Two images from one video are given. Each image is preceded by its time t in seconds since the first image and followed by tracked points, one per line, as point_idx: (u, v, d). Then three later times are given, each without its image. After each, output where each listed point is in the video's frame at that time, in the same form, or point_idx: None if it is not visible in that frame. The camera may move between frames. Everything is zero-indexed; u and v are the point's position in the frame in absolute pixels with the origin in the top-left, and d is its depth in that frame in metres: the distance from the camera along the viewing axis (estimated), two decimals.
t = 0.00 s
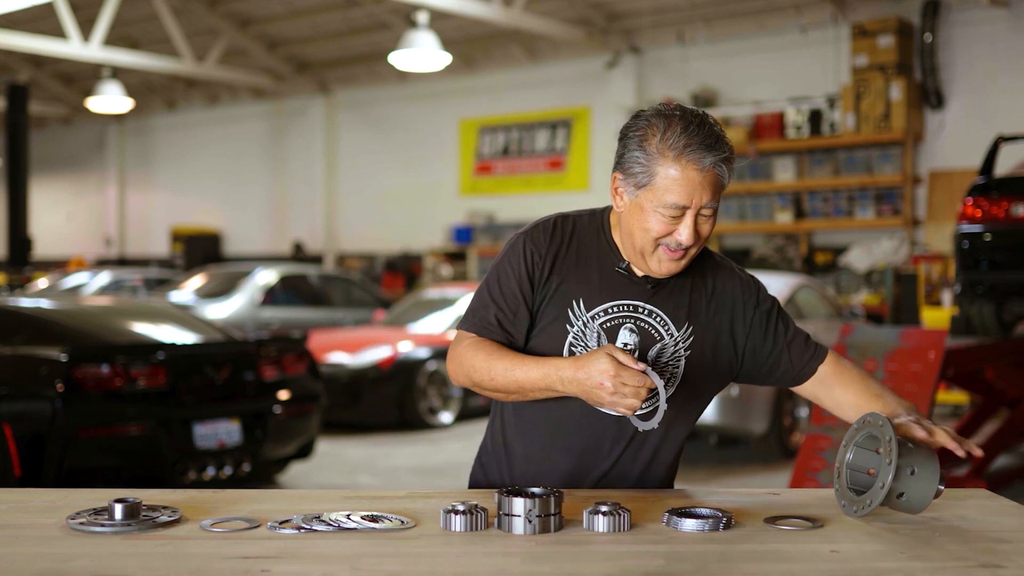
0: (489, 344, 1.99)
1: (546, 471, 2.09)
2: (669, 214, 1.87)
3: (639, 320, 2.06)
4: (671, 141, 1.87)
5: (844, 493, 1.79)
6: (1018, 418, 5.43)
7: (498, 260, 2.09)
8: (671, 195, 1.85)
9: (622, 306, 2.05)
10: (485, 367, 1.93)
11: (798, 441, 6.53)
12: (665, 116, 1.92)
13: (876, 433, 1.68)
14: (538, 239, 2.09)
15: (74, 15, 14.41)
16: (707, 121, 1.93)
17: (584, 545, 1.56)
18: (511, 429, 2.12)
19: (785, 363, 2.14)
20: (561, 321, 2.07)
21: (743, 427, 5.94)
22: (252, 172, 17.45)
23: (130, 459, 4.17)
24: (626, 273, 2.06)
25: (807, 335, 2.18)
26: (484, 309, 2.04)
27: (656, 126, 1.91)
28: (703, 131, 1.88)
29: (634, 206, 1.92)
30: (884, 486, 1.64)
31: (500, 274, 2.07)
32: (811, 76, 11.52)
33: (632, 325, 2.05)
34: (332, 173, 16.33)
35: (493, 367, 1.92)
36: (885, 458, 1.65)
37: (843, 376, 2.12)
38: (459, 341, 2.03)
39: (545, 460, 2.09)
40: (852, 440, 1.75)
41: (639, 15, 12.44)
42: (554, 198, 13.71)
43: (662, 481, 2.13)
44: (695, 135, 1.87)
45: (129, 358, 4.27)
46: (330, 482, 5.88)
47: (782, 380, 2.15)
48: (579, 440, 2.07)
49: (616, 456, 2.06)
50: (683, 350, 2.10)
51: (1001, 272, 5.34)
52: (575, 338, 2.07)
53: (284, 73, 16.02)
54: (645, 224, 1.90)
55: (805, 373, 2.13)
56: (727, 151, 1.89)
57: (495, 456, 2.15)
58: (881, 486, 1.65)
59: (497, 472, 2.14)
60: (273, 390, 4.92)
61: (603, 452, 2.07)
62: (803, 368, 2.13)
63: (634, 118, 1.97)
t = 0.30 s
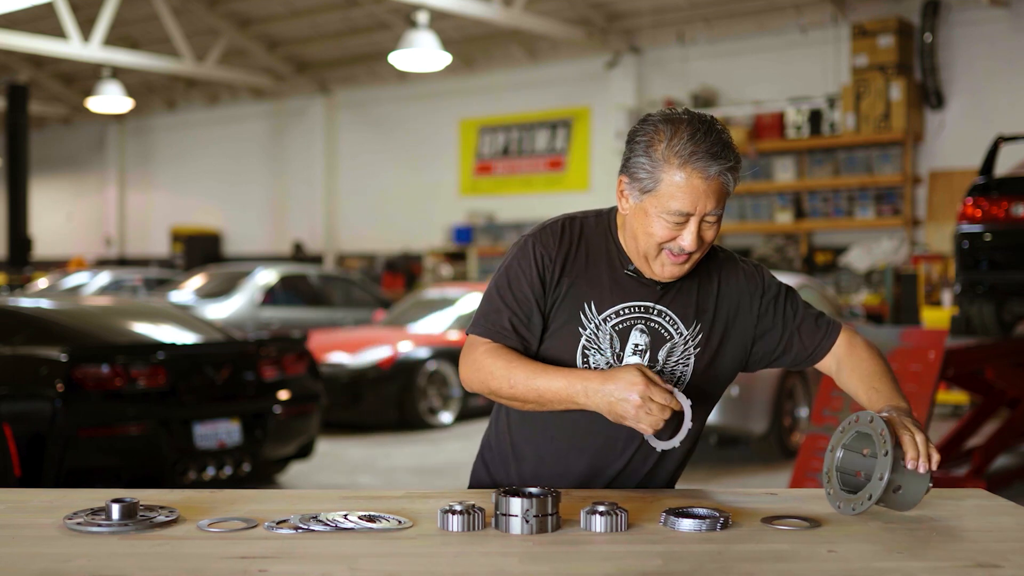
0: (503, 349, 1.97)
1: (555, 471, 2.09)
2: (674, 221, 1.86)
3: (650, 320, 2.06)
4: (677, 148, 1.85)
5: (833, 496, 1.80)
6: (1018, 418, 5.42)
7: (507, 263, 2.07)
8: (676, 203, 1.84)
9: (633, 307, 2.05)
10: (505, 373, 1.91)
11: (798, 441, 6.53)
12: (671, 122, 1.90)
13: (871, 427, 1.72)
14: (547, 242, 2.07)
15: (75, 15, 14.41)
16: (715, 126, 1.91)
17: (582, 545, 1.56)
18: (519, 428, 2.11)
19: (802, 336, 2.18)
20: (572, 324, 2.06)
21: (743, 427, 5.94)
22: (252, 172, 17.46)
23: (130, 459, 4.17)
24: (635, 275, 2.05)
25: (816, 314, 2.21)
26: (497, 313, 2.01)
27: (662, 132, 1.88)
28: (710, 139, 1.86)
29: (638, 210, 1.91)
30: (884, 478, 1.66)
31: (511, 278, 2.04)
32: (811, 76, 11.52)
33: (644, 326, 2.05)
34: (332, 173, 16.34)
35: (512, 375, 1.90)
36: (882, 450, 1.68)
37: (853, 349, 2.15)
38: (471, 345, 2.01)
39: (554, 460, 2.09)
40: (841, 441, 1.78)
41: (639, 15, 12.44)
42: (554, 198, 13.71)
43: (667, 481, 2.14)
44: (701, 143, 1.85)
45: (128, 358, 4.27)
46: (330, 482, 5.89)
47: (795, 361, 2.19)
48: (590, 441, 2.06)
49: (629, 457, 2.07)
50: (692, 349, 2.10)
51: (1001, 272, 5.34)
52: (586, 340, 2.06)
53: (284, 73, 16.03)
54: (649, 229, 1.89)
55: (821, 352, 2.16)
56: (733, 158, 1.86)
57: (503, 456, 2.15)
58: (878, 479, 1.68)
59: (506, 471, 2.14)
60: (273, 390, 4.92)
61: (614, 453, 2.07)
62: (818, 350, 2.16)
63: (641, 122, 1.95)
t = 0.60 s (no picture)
0: (503, 360, 1.97)
1: (557, 472, 2.10)
2: (645, 217, 1.85)
3: (641, 316, 2.06)
4: (648, 144, 1.85)
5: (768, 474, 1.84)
6: (1018, 418, 5.42)
7: (495, 271, 2.05)
8: (646, 198, 1.84)
9: (624, 304, 2.05)
10: (508, 386, 1.91)
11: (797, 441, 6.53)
12: (645, 119, 1.91)
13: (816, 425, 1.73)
14: (533, 246, 2.06)
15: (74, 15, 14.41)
16: (688, 124, 1.91)
17: (583, 545, 1.55)
18: (518, 430, 2.11)
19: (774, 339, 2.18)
20: (564, 326, 2.06)
21: (743, 427, 5.95)
22: (252, 172, 17.45)
23: (131, 459, 4.17)
24: (621, 274, 2.05)
25: (798, 308, 2.21)
26: (489, 322, 2.00)
27: (635, 129, 1.89)
28: (680, 135, 1.86)
29: (612, 207, 1.91)
30: (830, 475, 1.71)
31: (500, 285, 2.04)
32: (811, 76, 11.52)
33: (636, 323, 2.05)
34: (332, 173, 16.34)
35: (516, 388, 1.90)
36: (828, 449, 1.71)
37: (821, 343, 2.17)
38: (469, 358, 2.00)
39: (557, 463, 2.09)
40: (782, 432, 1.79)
41: (639, 15, 12.45)
42: (554, 198, 13.70)
43: (669, 481, 2.13)
44: (670, 139, 1.85)
45: (129, 358, 4.27)
46: (330, 482, 5.89)
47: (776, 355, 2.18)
48: (591, 440, 2.06)
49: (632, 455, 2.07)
50: (687, 342, 2.10)
51: (1001, 272, 5.34)
52: (580, 340, 2.06)
53: (284, 73, 16.03)
54: (622, 225, 1.89)
55: (802, 347, 2.17)
56: (705, 155, 1.86)
57: (504, 460, 2.15)
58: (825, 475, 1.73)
59: (508, 474, 2.14)
60: (273, 389, 4.92)
61: (615, 452, 2.07)
62: (798, 345, 2.17)
63: (618, 120, 1.96)
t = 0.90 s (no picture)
0: (476, 368, 1.99)
1: (544, 473, 2.09)
2: (603, 212, 1.87)
3: (610, 310, 2.05)
4: (601, 141, 1.86)
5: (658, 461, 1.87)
6: (1018, 418, 5.42)
7: (462, 280, 2.06)
8: (602, 195, 1.85)
9: (591, 299, 2.04)
10: (481, 396, 1.92)
11: (798, 441, 6.52)
12: (600, 114, 1.92)
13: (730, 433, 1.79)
14: (496, 252, 2.06)
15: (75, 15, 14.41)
16: (644, 118, 1.92)
17: (583, 545, 1.56)
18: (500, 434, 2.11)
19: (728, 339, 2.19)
20: (535, 326, 2.05)
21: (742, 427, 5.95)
22: (252, 172, 17.46)
23: (131, 459, 4.17)
24: (585, 271, 2.05)
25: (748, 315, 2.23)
26: (459, 328, 2.01)
27: (590, 124, 1.89)
28: (633, 131, 1.87)
29: (571, 203, 1.92)
30: (733, 480, 1.82)
31: (467, 292, 2.04)
32: (811, 76, 11.52)
33: (606, 316, 2.04)
34: (332, 173, 16.34)
35: (488, 398, 1.91)
36: (736, 454, 1.80)
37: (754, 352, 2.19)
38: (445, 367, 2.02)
39: (544, 465, 2.08)
40: (690, 427, 1.80)
41: (639, 15, 12.45)
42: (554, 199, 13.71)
43: (653, 479, 2.14)
44: (625, 134, 1.86)
45: (129, 358, 4.27)
46: (330, 482, 5.88)
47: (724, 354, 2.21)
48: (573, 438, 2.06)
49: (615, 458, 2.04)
50: (659, 333, 2.07)
51: (1001, 272, 5.34)
52: (552, 339, 2.05)
53: (284, 72, 16.03)
54: (581, 221, 1.90)
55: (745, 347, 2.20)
56: (659, 150, 1.87)
57: (490, 461, 2.13)
58: (725, 477, 1.83)
59: (494, 474, 2.12)
60: (273, 389, 4.92)
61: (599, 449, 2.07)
62: (740, 347, 2.19)
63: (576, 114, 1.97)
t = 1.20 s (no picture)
0: (439, 380, 1.97)
1: (518, 471, 2.06)
2: (548, 213, 1.87)
3: (565, 307, 2.05)
4: (542, 143, 1.87)
5: (591, 478, 1.87)
6: (1018, 417, 5.42)
7: (416, 292, 2.04)
8: (546, 196, 1.86)
9: (545, 297, 2.05)
10: (447, 412, 1.90)
11: (798, 440, 6.52)
12: (538, 117, 1.93)
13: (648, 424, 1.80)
14: (447, 260, 2.04)
15: (74, 15, 14.42)
16: (581, 118, 1.93)
17: (581, 545, 1.56)
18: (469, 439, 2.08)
19: (670, 335, 2.20)
20: (494, 329, 2.03)
21: (742, 426, 5.96)
22: (252, 171, 17.47)
23: (131, 459, 4.17)
24: (536, 271, 2.05)
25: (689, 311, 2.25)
26: (419, 340, 2.00)
27: (530, 127, 1.91)
28: (572, 132, 1.88)
29: (515, 207, 1.93)
30: (668, 467, 1.79)
31: (422, 303, 2.02)
32: (810, 76, 11.52)
33: (563, 313, 2.04)
34: (332, 173, 16.35)
35: (454, 414, 1.90)
36: (663, 441, 1.79)
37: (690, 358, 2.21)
38: (409, 382, 2.00)
39: (514, 464, 2.06)
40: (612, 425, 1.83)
41: (639, 15, 12.46)
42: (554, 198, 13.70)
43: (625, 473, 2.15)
44: (564, 135, 1.87)
45: (128, 358, 4.27)
46: (330, 482, 5.88)
47: (666, 353, 2.22)
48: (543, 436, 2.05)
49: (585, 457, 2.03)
50: (616, 324, 2.08)
51: (1001, 271, 5.34)
52: (511, 341, 2.04)
53: (284, 73, 16.04)
54: (526, 223, 1.91)
55: (681, 346, 2.21)
56: (600, 148, 1.89)
57: (460, 464, 2.11)
58: (658, 470, 1.80)
59: (466, 476, 2.10)
60: (273, 389, 4.92)
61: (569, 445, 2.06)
62: (678, 346, 2.21)
63: (513, 119, 1.98)
